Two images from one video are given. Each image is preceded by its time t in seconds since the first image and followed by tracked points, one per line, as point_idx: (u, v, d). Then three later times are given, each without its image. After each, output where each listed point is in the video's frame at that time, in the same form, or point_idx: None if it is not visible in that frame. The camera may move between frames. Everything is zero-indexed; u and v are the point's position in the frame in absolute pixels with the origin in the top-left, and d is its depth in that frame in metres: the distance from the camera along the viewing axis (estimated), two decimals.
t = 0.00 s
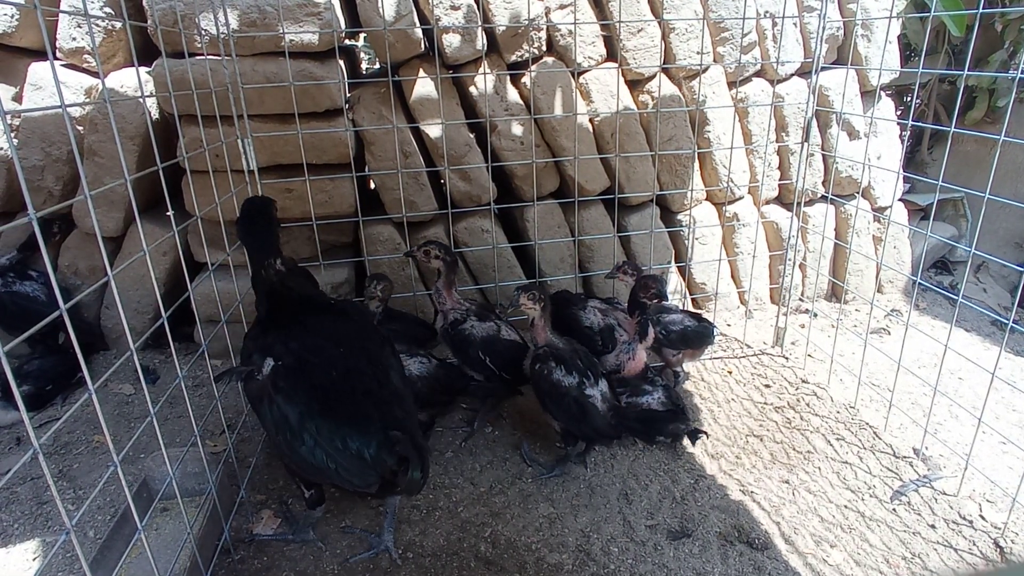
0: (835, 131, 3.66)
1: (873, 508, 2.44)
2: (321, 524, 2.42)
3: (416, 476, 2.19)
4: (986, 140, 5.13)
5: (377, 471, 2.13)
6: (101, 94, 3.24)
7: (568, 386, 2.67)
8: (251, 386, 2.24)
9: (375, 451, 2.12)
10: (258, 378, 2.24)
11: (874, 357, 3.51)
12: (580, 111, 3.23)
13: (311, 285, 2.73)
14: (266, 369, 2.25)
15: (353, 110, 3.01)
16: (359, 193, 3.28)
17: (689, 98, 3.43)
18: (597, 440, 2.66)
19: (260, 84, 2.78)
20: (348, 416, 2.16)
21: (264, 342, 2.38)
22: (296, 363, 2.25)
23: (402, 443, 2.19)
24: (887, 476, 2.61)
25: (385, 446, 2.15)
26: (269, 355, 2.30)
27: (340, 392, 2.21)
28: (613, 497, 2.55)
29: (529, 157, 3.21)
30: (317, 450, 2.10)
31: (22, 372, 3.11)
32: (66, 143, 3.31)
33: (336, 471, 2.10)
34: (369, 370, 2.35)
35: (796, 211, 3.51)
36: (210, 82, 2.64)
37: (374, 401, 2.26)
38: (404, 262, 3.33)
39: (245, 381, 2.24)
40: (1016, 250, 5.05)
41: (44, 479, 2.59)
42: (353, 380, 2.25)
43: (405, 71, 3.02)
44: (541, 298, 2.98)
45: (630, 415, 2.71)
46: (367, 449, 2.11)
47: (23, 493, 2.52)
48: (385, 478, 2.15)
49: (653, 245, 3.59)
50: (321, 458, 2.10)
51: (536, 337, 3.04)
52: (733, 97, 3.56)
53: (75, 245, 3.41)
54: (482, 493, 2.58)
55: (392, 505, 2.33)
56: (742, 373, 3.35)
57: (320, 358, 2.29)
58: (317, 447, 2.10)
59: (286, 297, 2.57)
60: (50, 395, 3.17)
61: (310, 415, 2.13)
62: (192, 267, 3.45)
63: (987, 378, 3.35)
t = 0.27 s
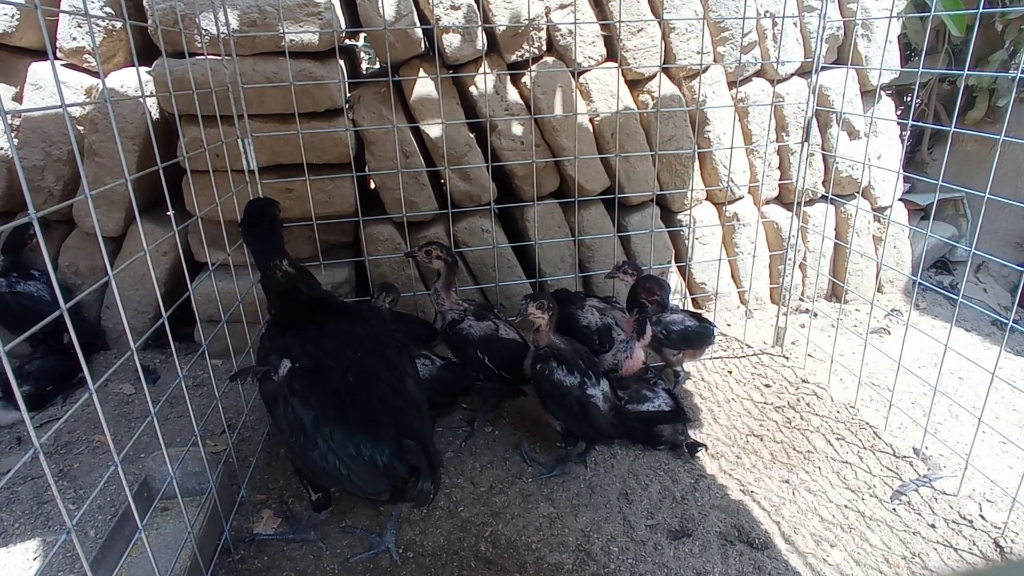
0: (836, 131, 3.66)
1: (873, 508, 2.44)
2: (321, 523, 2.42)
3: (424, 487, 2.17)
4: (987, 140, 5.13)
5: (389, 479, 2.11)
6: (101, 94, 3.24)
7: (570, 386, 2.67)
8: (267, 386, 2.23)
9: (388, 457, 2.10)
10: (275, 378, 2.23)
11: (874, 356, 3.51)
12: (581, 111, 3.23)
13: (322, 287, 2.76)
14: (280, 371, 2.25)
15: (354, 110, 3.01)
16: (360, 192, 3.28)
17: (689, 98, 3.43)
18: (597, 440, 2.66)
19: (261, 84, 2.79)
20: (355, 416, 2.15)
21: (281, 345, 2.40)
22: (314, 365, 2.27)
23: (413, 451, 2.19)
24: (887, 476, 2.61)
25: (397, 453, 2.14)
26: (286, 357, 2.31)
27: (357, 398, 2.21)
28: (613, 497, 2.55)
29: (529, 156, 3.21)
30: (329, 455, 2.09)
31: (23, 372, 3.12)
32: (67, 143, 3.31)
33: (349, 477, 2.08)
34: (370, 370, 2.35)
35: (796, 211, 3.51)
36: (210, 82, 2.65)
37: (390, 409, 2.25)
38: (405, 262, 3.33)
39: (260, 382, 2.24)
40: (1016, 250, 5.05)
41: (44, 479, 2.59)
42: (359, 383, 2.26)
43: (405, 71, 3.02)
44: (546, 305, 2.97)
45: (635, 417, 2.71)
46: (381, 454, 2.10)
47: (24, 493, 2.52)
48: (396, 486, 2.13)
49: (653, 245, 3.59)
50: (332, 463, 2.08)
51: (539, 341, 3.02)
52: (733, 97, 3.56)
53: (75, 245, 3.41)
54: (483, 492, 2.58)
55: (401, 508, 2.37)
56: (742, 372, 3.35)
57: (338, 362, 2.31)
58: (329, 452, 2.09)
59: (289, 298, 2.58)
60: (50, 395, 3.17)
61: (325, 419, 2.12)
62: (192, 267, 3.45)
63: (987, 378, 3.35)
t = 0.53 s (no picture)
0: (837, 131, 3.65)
1: (874, 509, 2.44)
2: (322, 524, 2.42)
3: (427, 491, 2.15)
4: (988, 140, 5.12)
5: (391, 482, 2.09)
6: (102, 94, 3.24)
7: (571, 387, 2.67)
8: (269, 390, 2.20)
9: (390, 460, 2.10)
10: (276, 381, 2.21)
11: (876, 357, 3.50)
12: (581, 111, 3.23)
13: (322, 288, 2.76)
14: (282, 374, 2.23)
15: (354, 110, 3.01)
16: (360, 192, 3.28)
17: (690, 98, 3.43)
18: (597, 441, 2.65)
19: (261, 84, 2.78)
20: (355, 417, 2.15)
21: (281, 349, 2.41)
22: (316, 368, 2.27)
23: (416, 455, 2.17)
24: (889, 477, 2.61)
25: (401, 457, 2.13)
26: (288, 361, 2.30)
27: (359, 400, 2.21)
28: (614, 498, 2.55)
29: (529, 157, 3.21)
30: (332, 458, 2.08)
31: (23, 372, 3.11)
32: (67, 143, 3.31)
33: (352, 480, 2.07)
34: (370, 371, 2.35)
35: (797, 211, 3.51)
36: (210, 82, 2.64)
37: (393, 413, 2.24)
38: (406, 262, 3.33)
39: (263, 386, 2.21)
40: (1017, 250, 5.05)
41: (45, 479, 2.59)
42: (362, 386, 2.26)
43: (406, 71, 3.02)
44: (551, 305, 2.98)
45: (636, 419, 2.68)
46: (383, 457, 2.09)
47: (24, 493, 2.52)
48: (399, 490, 2.11)
49: (654, 245, 3.59)
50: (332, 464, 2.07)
51: (540, 342, 3.01)
52: (734, 97, 3.56)
53: (76, 245, 3.41)
54: (483, 493, 2.58)
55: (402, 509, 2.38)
56: (743, 373, 3.34)
57: (341, 365, 2.32)
58: (333, 455, 2.08)
59: (289, 299, 2.57)
60: (51, 395, 3.17)
61: (328, 422, 2.11)
62: (192, 267, 3.45)
63: (989, 379, 3.35)
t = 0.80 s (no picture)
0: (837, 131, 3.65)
1: (875, 509, 2.44)
2: (322, 524, 2.42)
3: (429, 491, 2.15)
4: (989, 140, 5.12)
5: (393, 483, 2.09)
6: (103, 94, 3.24)
7: (571, 387, 2.67)
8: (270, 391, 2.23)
9: (391, 461, 2.10)
10: (278, 384, 2.23)
11: (877, 357, 3.50)
12: (582, 111, 3.23)
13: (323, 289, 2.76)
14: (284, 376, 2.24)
15: (355, 110, 3.01)
16: (361, 192, 3.28)
17: (691, 98, 3.43)
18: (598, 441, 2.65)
19: (262, 84, 2.78)
20: (355, 417, 2.16)
21: (281, 349, 2.41)
22: (316, 369, 2.28)
23: (418, 456, 2.17)
24: (890, 478, 2.60)
25: (402, 458, 2.13)
26: (289, 362, 2.31)
27: (361, 401, 2.21)
28: (614, 498, 2.55)
29: (530, 157, 3.21)
30: (334, 459, 2.08)
31: (24, 372, 3.12)
32: (68, 143, 3.31)
33: (354, 481, 2.07)
34: (371, 372, 2.35)
35: (798, 211, 3.51)
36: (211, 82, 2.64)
37: (395, 413, 2.25)
38: (406, 262, 3.33)
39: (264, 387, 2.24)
40: (1018, 250, 5.04)
41: (45, 479, 2.59)
42: (363, 388, 2.26)
43: (407, 71, 3.02)
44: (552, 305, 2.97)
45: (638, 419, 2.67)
46: (384, 458, 2.10)
47: (25, 493, 2.52)
48: (401, 490, 2.11)
49: (655, 245, 3.59)
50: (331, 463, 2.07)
51: (540, 342, 3.01)
52: (735, 97, 3.56)
53: (77, 245, 3.42)
54: (483, 493, 2.58)
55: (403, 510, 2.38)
56: (744, 373, 3.34)
57: (342, 366, 2.32)
58: (334, 456, 2.08)
59: (289, 299, 2.57)
60: (52, 395, 3.18)
61: (329, 423, 2.12)
62: (194, 267, 3.45)
63: (990, 380, 3.34)
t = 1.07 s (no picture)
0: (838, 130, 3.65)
1: (875, 509, 2.44)
2: (324, 523, 2.42)
3: (428, 489, 2.12)
4: (990, 140, 5.12)
5: (392, 481, 2.10)
6: (103, 94, 3.25)
7: (572, 387, 2.67)
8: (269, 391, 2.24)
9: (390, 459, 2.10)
10: (276, 383, 2.23)
11: (877, 356, 3.51)
12: (582, 111, 3.23)
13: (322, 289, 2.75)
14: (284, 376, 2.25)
15: (355, 110, 3.01)
16: (361, 192, 3.29)
17: (691, 97, 3.43)
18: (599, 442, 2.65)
19: (262, 84, 2.79)
20: (355, 417, 2.16)
21: (281, 349, 2.41)
22: (316, 368, 2.28)
23: (417, 454, 2.17)
24: (890, 477, 2.61)
25: (401, 456, 2.13)
26: (288, 361, 2.32)
27: (360, 400, 2.21)
28: (614, 496, 2.55)
29: (530, 157, 3.21)
30: (333, 458, 2.08)
31: (25, 371, 3.12)
32: (69, 143, 3.32)
33: (353, 480, 2.08)
34: (371, 371, 2.35)
35: (798, 210, 3.51)
36: (212, 82, 2.65)
37: (395, 412, 2.25)
38: (407, 262, 3.33)
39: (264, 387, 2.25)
40: (1019, 250, 5.05)
41: (47, 478, 2.59)
42: (362, 386, 2.26)
43: (407, 71, 3.02)
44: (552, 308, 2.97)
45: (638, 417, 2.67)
46: (383, 456, 2.10)
47: (26, 493, 2.52)
48: (400, 489, 2.11)
49: (655, 245, 3.59)
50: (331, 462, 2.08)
51: (540, 342, 3.01)
52: (735, 97, 3.56)
53: (78, 245, 3.42)
54: (484, 492, 2.58)
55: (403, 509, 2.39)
56: (744, 372, 3.35)
57: (341, 365, 2.32)
58: (334, 454, 2.09)
59: (288, 299, 2.58)
60: (52, 395, 3.18)
61: (328, 422, 2.12)
62: (194, 267, 3.46)
63: (990, 379, 3.35)
